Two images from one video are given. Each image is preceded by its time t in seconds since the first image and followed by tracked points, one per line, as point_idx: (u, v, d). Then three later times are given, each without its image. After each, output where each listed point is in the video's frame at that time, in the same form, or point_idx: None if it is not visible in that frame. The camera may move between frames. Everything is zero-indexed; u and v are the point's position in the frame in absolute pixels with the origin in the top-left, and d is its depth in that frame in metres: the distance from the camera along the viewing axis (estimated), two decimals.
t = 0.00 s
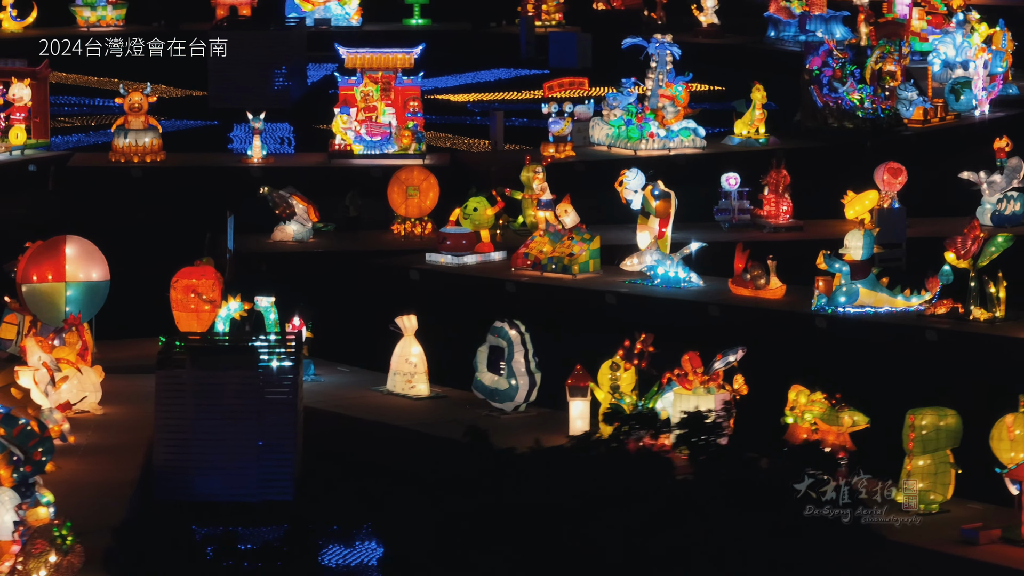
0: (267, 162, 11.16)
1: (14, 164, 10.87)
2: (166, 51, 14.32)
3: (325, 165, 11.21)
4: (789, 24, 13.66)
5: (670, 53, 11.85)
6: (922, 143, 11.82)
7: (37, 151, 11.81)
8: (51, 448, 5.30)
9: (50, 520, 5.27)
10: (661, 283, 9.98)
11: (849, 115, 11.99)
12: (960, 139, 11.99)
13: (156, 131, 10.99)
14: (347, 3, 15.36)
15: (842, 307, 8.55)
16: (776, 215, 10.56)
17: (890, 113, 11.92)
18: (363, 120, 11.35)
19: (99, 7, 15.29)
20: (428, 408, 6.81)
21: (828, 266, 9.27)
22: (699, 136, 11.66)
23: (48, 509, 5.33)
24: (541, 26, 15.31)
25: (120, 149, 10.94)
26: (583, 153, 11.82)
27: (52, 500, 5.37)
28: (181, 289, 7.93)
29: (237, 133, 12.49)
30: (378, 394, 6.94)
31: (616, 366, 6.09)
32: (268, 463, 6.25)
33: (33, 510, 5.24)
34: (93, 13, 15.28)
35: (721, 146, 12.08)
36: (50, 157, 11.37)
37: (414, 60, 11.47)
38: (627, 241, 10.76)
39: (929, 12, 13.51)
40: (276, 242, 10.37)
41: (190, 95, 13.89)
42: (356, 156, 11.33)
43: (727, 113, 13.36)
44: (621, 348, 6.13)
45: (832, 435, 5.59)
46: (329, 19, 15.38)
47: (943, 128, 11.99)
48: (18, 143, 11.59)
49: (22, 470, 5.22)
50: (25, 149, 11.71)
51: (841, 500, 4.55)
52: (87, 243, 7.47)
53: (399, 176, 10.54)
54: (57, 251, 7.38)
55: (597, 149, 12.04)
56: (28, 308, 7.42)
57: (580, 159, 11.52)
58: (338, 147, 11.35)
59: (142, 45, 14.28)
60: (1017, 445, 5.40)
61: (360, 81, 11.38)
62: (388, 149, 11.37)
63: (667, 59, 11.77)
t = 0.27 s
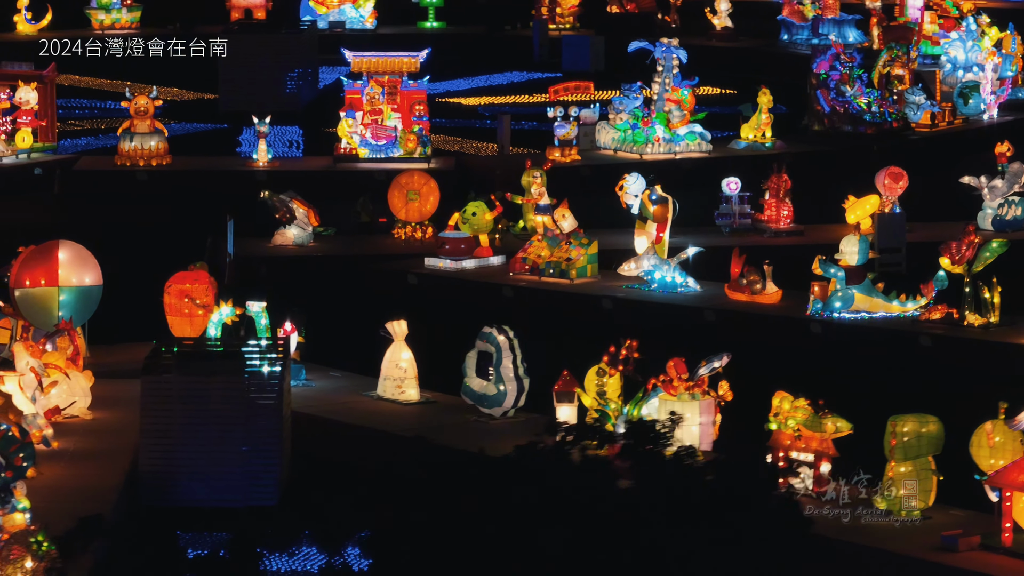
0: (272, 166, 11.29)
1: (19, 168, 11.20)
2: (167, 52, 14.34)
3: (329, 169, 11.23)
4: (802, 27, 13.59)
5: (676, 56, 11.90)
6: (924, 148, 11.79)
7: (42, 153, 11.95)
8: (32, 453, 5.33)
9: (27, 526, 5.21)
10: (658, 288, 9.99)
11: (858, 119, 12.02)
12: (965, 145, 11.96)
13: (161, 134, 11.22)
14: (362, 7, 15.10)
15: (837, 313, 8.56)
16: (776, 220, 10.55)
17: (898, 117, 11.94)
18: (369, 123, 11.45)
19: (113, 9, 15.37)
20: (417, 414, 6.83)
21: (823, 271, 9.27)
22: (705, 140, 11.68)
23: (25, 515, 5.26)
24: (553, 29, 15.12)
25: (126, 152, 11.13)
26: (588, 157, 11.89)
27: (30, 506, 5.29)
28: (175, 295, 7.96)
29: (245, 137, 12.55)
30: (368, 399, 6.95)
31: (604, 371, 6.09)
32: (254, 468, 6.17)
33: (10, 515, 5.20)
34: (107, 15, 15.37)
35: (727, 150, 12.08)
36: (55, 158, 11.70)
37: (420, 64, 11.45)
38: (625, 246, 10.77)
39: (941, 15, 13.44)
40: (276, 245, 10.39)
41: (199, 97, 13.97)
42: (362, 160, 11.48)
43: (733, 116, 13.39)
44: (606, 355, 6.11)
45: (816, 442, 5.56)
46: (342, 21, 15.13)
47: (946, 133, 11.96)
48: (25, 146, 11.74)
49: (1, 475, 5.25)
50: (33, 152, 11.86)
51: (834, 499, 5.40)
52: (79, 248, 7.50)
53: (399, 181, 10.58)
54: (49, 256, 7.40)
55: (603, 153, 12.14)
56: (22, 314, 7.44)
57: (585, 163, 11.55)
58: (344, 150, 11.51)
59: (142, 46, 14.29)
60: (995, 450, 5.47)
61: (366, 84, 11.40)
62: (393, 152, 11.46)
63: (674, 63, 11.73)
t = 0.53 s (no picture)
0: (277, 170, 11.23)
1: (23, 172, 11.41)
2: (166, 50, 14.69)
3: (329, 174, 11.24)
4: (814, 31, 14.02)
5: (681, 60, 11.76)
6: (925, 154, 11.78)
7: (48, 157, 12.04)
8: (13, 462, 5.69)
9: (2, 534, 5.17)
10: (654, 293, 10.00)
11: (861, 124, 12.22)
12: (966, 151, 11.94)
13: (166, 138, 11.07)
14: (375, 11, 15.39)
15: (831, 318, 8.55)
16: (776, 225, 10.56)
17: (902, 121, 12.14)
18: (373, 128, 11.37)
19: (127, 13, 15.61)
20: (405, 419, 6.83)
21: (816, 278, 9.28)
22: (709, 145, 11.78)
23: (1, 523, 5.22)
24: (567, 33, 15.61)
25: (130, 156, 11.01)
26: (591, 161, 11.81)
27: (6, 514, 5.26)
28: (167, 300, 7.98)
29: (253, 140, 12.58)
30: (357, 405, 6.95)
31: (589, 378, 6.08)
32: (239, 473, 6.11)
33: None
34: (120, 18, 15.57)
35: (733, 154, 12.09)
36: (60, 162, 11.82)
37: (425, 69, 11.50)
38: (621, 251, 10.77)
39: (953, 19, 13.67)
40: (276, 250, 10.38)
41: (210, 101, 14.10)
42: (366, 164, 11.45)
43: (737, 120, 13.47)
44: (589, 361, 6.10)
45: (797, 448, 5.49)
46: (356, 25, 15.45)
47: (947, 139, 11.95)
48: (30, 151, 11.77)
49: None
50: (36, 156, 11.84)
51: (835, 499, 5.44)
52: (71, 253, 7.52)
53: (399, 186, 10.50)
54: (41, 261, 7.42)
55: (608, 158, 12.01)
56: (12, 320, 7.46)
57: (589, 167, 11.61)
58: (348, 155, 11.52)
59: (143, 46, 14.75)
60: (974, 458, 5.33)
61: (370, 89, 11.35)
62: (397, 157, 11.45)
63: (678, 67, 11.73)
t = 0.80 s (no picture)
0: (280, 174, 11.17)
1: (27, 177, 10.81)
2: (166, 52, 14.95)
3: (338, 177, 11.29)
4: (825, 35, 14.11)
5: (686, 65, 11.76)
6: (925, 160, 11.78)
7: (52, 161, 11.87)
8: None
9: None
10: (649, 299, 10.01)
11: (869, 130, 12.10)
12: (966, 157, 11.94)
13: (170, 142, 10.94)
14: (387, 14, 15.44)
15: (825, 324, 8.53)
16: (775, 231, 10.55)
17: (908, 126, 12.08)
18: (377, 132, 11.28)
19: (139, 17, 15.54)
20: (392, 425, 6.84)
21: (810, 283, 9.30)
22: (713, 150, 11.69)
23: None
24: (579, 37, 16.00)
25: (135, 160, 10.89)
26: (597, 166, 11.86)
27: None
28: (159, 305, 8.01)
29: (258, 143, 12.62)
30: (345, 411, 6.96)
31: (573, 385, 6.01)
32: (224, 481, 6.07)
33: None
34: (133, 21, 15.55)
35: (737, 159, 12.08)
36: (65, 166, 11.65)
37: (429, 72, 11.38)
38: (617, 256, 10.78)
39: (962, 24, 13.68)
40: (274, 255, 10.38)
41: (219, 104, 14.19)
42: (369, 169, 11.29)
43: (742, 125, 13.49)
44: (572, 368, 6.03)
45: (778, 456, 5.45)
46: (369, 28, 15.50)
47: (947, 145, 11.95)
48: (35, 155, 11.52)
49: None
50: (41, 161, 11.67)
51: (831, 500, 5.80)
52: (62, 258, 7.53)
53: (399, 191, 10.55)
54: (33, 267, 7.43)
55: (612, 162, 12.07)
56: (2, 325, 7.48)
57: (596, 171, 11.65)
58: (351, 159, 11.34)
59: (142, 46, 14.99)
60: (952, 466, 5.32)
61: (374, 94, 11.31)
62: (401, 161, 11.35)
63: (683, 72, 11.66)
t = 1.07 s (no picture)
0: (284, 179, 11.26)
1: (31, 181, 11.15)
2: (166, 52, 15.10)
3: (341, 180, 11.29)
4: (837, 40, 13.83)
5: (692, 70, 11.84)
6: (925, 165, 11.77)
7: (58, 165, 11.84)
8: None
9: None
10: (645, 305, 10.01)
11: (874, 135, 12.13)
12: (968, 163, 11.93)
13: (174, 147, 11.18)
14: (400, 17, 15.44)
15: (818, 330, 8.53)
16: (774, 236, 10.54)
17: (914, 131, 12.11)
18: (381, 136, 11.41)
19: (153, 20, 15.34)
20: (380, 432, 6.86)
21: (803, 290, 9.30)
22: (718, 154, 11.78)
23: None
24: (592, 41, 15.71)
25: (139, 165, 11.13)
26: (601, 171, 11.88)
27: None
28: (151, 311, 8.02)
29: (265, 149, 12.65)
30: (334, 418, 6.98)
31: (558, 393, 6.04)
32: (206, 486, 6.06)
33: None
34: (147, 25, 15.32)
35: (743, 163, 12.00)
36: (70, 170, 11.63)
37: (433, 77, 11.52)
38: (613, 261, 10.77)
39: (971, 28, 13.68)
40: (273, 261, 10.36)
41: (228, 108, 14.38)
42: (373, 173, 11.45)
43: (748, 129, 13.49)
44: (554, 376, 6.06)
45: (760, 463, 5.42)
46: (381, 31, 15.58)
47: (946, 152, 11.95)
48: (39, 159, 11.61)
49: None
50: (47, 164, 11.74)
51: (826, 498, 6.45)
52: (54, 264, 7.55)
53: (395, 197, 10.53)
54: (24, 273, 7.46)
55: (617, 167, 12.10)
56: None
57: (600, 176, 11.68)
58: (356, 164, 11.46)
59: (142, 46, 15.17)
60: (930, 474, 5.29)
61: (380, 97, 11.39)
62: (405, 165, 11.45)
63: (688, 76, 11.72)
